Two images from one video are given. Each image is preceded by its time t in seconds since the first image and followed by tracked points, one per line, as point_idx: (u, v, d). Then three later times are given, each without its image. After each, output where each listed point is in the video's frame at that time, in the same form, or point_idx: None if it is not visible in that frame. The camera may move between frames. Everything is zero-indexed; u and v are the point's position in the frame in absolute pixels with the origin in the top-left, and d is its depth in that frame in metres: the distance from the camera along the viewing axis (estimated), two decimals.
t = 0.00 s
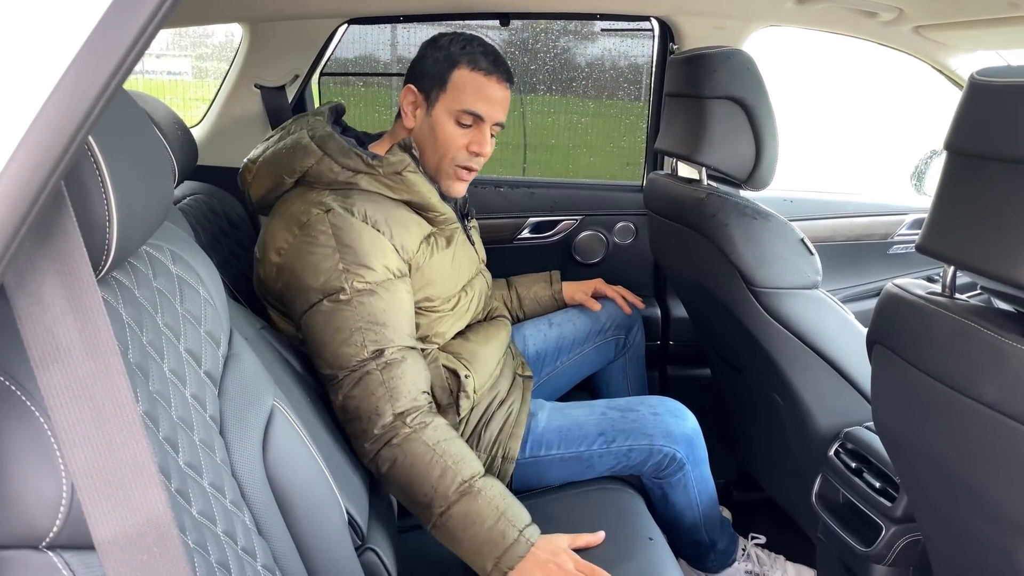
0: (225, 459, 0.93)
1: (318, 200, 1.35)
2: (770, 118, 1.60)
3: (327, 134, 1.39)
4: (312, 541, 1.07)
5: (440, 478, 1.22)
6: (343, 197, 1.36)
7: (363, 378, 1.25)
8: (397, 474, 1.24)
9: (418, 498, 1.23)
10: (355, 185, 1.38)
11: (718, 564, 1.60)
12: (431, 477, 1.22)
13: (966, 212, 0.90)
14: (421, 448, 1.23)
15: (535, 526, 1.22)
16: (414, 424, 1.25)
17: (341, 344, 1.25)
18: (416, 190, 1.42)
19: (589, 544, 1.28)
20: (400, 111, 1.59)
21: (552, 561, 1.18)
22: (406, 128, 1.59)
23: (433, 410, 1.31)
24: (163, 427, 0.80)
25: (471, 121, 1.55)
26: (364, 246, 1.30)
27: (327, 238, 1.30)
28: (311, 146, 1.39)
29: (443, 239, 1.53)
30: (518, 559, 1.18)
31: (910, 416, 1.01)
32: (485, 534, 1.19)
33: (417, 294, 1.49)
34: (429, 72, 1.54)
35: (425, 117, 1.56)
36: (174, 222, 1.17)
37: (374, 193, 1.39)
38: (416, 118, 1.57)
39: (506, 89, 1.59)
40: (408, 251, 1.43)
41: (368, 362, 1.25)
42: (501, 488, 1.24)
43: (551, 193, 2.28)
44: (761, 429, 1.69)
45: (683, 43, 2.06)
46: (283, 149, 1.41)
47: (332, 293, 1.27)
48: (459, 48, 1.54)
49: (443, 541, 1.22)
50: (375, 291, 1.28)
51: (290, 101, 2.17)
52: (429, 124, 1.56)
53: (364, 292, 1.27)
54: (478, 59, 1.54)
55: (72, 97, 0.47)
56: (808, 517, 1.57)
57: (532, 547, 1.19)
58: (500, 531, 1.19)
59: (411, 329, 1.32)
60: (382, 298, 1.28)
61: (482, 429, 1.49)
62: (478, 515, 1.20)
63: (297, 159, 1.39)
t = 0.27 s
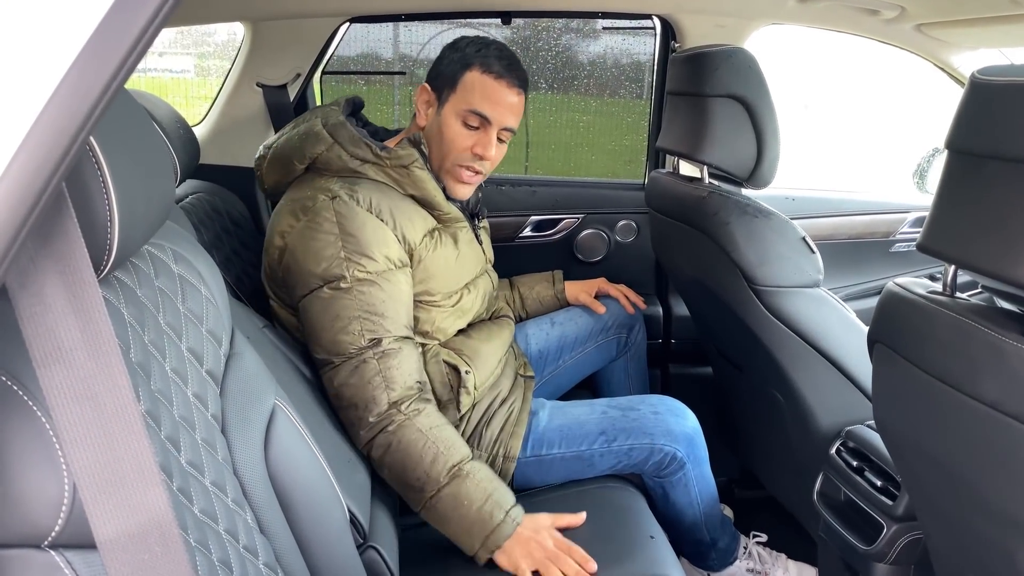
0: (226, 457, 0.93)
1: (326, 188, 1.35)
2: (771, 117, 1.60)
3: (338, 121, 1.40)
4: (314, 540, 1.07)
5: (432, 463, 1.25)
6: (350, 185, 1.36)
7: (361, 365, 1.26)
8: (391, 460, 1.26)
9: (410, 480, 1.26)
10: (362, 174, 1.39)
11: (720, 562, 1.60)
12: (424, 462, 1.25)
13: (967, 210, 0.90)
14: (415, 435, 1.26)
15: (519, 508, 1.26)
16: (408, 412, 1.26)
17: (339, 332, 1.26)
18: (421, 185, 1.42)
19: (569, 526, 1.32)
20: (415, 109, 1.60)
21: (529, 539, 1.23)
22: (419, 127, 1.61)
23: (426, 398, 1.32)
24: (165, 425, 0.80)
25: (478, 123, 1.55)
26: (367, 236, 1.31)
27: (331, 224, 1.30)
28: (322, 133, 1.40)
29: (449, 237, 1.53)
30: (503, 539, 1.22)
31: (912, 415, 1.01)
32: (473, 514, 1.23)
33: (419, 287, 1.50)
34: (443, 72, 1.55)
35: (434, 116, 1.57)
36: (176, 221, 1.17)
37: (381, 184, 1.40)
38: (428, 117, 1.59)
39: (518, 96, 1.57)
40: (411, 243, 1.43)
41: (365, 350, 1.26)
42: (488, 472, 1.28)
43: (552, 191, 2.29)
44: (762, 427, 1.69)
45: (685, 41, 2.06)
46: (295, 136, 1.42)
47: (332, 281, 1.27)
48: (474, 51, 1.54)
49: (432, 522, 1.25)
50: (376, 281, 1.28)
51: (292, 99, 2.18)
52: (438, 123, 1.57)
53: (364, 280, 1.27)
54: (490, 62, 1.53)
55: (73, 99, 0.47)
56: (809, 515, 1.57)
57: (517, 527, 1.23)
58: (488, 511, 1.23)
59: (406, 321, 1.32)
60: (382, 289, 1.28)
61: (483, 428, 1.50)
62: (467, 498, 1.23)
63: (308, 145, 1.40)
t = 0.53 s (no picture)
0: (232, 455, 0.94)
1: (340, 191, 1.36)
2: (774, 115, 1.60)
3: (350, 123, 1.39)
4: (318, 537, 1.08)
5: (479, 420, 1.31)
6: (363, 189, 1.37)
7: (384, 366, 1.26)
8: (441, 440, 1.30)
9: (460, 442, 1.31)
10: (375, 178, 1.39)
11: (724, 551, 1.61)
12: (472, 424, 1.31)
13: (968, 209, 0.90)
14: (450, 416, 1.30)
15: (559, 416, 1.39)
16: (439, 391, 1.30)
17: (359, 335, 1.26)
18: (433, 189, 1.42)
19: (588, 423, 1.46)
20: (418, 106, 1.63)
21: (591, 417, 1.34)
22: (421, 122, 1.62)
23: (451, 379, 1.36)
24: (170, 423, 0.81)
25: (473, 107, 1.55)
26: (383, 239, 1.31)
27: (348, 228, 1.31)
28: (336, 135, 1.40)
29: (458, 239, 1.53)
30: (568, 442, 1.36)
31: (913, 413, 1.01)
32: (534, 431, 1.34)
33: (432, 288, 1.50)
34: (442, 65, 1.58)
35: (433, 107, 1.59)
36: (181, 221, 1.18)
37: (393, 188, 1.40)
38: (428, 111, 1.60)
39: (515, 80, 1.57)
40: (425, 246, 1.44)
41: (387, 351, 1.27)
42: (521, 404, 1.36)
43: (555, 189, 2.29)
44: (765, 425, 1.69)
45: (687, 40, 2.06)
46: (307, 138, 1.42)
47: (350, 284, 1.28)
48: (471, 42, 1.57)
49: (504, 459, 1.34)
50: (393, 284, 1.29)
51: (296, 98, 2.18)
52: (436, 113, 1.58)
53: (384, 283, 1.28)
54: (485, 48, 1.55)
55: (80, 102, 0.47)
56: (811, 512, 1.58)
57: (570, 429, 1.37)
58: (543, 428, 1.34)
59: (422, 322, 1.34)
60: (400, 291, 1.30)
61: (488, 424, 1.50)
62: (519, 434, 1.33)
63: (321, 147, 1.40)
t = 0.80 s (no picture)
0: (236, 452, 0.95)
1: (345, 191, 1.37)
2: (777, 114, 1.60)
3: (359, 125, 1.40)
4: (322, 534, 1.09)
5: (453, 462, 1.30)
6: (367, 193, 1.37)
7: (373, 364, 1.26)
8: (406, 466, 1.29)
9: (427, 479, 1.30)
10: (379, 183, 1.40)
11: (726, 549, 1.61)
12: (443, 464, 1.29)
13: (969, 208, 0.90)
14: (429, 431, 1.29)
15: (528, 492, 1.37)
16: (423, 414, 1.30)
17: (352, 329, 1.26)
18: (437, 198, 1.43)
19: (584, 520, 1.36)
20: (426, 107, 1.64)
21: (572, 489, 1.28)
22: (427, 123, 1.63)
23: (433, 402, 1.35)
24: (175, 421, 0.82)
25: (477, 110, 1.55)
26: (384, 241, 1.32)
27: (349, 227, 1.32)
28: (343, 137, 1.41)
29: (463, 243, 1.54)
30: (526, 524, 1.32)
31: (915, 412, 1.01)
32: (499, 503, 1.31)
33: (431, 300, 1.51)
34: (450, 67, 1.59)
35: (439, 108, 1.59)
36: (186, 220, 1.19)
37: (397, 195, 1.41)
38: (434, 112, 1.61)
39: (521, 85, 1.56)
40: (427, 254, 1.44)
41: (377, 351, 1.27)
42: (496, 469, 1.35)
43: (559, 187, 2.29)
44: (768, 423, 1.69)
45: (691, 38, 2.06)
46: (314, 138, 1.43)
47: (348, 279, 1.29)
48: (478, 44, 1.57)
49: (455, 519, 1.30)
50: (390, 285, 1.30)
51: (300, 98, 2.19)
52: (441, 114, 1.58)
53: (380, 282, 1.29)
54: (491, 52, 1.55)
55: (88, 103, 0.48)
56: (814, 510, 1.58)
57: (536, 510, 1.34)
58: (508, 503, 1.31)
59: (416, 326, 1.33)
60: (395, 291, 1.30)
61: (492, 419, 1.51)
62: (487, 494, 1.30)
63: (328, 148, 1.41)
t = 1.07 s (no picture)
0: (240, 451, 0.95)
1: (352, 202, 1.38)
2: (780, 112, 1.60)
3: (367, 134, 1.39)
4: (325, 533, 1.09)
5: (431, 486, 1.23)
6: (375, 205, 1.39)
7: (367, 375, 1.26)
8: (389, 476, 1.25)
9: (411, 502, 1.24)
10: (386, 193, 1.41)
11: (729, 550, 1.62)
12: (420, 486, 1.23)
13: (972, 206, 0.90)
14: (421, 446, 1.25)
15: (521, 543, 1.21)
16: (409, 429, 1.25)
17: (350, 342, 1.27)
18: (444, 208, 1.44)
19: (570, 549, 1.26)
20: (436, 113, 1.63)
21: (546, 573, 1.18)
22: (436, 130, 1.63)
23: (433, 417, 1.31)
24: (179, 419, 0.83)
25: (485, 124, 1.54)
26: (388, 252, 1.32)
27: (352, 237, 1.32)
28: (350, 145, 1.40)
29: (473, 251, 1.54)
30: None
31: (919, 411, 1.01)
32: (471, 546, 1.19)
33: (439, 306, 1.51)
34: (459, 75, 1.57)
35: (447, 118, 1.59)
36: (189, 219, 1.19)
37: (405, 205, 1.42)
38: (444, 120, 1.61)
39: (531, 97, 1.54)
40: (434, 263, 1.45)
41: (373, 361, 1.27)
42: (489, 502, 1.24)
43: (562, 187, 2.29)
44: (771, 422, 1.69)
45: (694, 36, 2.06)
46: (320, 144, 1.43)
47: (348, 291, 1.29)
48: (488, 53, 1.54)
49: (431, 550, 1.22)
50: (392, 294, 1.30)
51: (303, 98, 2.19)
52: (450, 124, 1.58)
53: (381, 293, 1.29)
54: (500, 63, 1.52)
55: (91, 103, 0.48)
56: (817, 509, 1.58)
57: (517, 565, 1.18)
58: (483, 547, 1.18)
59: (423, 334, 1.34)
60: (395, 301, 1.30)
61: (496, 419, 1.51)
62: (464, 528, 1.20)
63: (336, 156, 1.41)
